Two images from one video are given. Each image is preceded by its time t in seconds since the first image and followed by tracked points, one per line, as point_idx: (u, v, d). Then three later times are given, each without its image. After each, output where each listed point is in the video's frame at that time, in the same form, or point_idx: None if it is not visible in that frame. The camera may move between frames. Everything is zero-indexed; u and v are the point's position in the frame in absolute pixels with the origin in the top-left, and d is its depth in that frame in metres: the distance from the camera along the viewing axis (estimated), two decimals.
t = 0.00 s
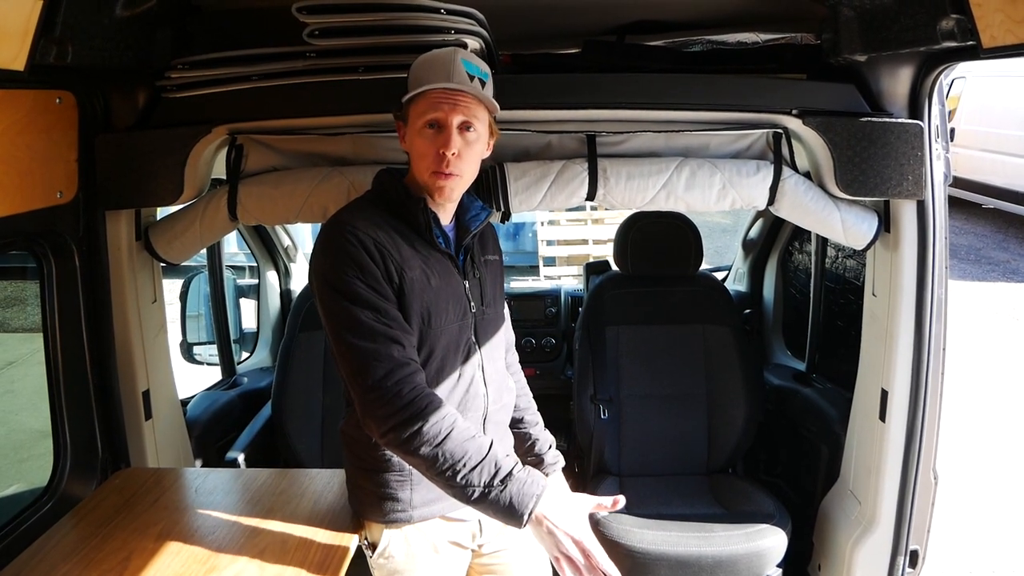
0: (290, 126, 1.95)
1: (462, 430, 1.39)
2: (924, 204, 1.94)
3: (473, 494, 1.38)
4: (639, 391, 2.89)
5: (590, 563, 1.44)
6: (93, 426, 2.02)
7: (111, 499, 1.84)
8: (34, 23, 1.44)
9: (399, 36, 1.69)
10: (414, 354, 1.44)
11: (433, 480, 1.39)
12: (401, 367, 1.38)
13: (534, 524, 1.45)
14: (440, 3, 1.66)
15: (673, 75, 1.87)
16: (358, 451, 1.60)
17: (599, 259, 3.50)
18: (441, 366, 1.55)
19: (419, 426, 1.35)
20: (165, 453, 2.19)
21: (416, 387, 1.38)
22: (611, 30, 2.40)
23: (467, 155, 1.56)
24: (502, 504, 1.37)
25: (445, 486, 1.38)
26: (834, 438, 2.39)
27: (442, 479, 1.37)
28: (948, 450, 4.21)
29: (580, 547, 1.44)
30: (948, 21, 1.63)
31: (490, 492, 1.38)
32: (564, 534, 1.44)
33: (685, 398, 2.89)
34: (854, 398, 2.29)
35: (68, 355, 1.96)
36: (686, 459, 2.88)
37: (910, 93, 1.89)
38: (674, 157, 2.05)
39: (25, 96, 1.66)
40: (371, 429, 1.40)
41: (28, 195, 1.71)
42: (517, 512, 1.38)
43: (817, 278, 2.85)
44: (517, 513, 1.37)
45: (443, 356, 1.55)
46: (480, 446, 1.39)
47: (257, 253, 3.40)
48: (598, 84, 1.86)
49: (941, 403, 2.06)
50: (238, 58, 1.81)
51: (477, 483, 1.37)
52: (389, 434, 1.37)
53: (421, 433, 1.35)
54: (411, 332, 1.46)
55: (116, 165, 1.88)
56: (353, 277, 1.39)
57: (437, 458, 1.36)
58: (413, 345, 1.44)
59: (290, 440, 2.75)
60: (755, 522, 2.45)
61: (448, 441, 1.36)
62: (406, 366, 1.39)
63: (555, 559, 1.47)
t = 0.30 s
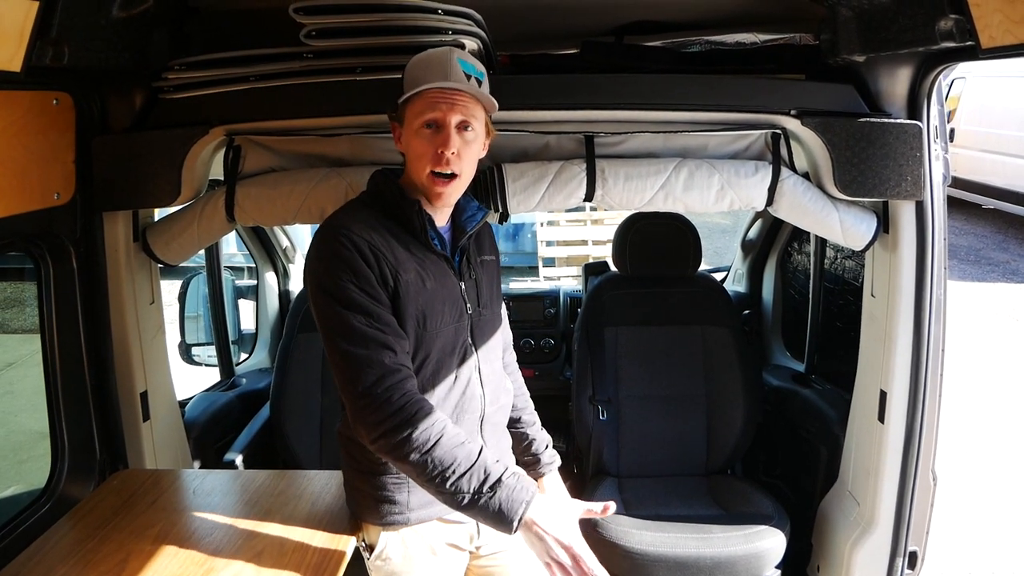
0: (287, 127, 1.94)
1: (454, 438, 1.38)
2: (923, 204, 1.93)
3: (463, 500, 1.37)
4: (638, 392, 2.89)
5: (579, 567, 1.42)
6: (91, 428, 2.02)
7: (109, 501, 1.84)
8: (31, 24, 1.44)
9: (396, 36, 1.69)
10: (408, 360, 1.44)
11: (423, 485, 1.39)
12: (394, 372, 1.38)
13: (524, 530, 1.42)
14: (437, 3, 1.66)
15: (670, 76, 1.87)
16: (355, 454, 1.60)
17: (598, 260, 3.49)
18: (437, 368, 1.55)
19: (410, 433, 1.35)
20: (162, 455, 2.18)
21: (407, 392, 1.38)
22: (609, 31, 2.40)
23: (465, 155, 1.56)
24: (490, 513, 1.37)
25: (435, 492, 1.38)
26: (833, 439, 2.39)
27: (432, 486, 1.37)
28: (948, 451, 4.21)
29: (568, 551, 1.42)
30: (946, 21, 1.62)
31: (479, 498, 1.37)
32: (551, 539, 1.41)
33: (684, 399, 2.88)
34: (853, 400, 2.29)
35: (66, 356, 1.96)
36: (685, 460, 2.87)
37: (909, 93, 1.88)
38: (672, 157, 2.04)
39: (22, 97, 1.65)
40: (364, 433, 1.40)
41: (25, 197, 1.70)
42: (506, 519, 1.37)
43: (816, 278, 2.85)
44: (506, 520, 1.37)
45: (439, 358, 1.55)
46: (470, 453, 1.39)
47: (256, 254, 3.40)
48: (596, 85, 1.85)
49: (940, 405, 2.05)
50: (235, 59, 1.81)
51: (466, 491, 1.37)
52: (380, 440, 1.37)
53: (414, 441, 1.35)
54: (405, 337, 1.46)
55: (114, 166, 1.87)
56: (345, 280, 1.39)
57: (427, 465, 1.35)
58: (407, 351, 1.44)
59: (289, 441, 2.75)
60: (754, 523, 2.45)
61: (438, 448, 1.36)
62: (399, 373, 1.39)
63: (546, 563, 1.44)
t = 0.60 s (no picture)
0: (284, 126, 1.94)
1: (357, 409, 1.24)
2: (921, 204, 1.93)
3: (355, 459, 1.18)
4: (636, 391, 2.89)
5: (457, 466, 1.12)
6: (87, 428, 2.01)
7: (104, 501, 1.83)
8: (25, 24, 1.43)
9: (393, 35, 1.68)
10: (341, 364, 1.37)
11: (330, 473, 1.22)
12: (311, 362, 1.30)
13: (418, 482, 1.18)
14: (434, 2, 1.66)
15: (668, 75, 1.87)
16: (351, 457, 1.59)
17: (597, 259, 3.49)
18: (432, 369, 1.54)
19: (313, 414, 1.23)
20: (159, 455, 2.17)
21: (314, 380, 1.28)
22: (607, 30, 2.39)
23: (469, 154, 1.55)
24: (390, 464, 1.16)
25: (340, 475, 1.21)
26: (831, 439, 2.39)
27: (335, 470, 1.20)
28: (946, 451, 4.21)
29: (440, 465, 1.13)
30: (944, 21, 1.62)
31: (374, 455, 1.17)
32: (428, 466, 1.14)
33: (682, 398, 2.88)
34: (851, 400, 2.29)
35: (61, 356, 1.95)
36: (683, 460, 2.87)
37: (907, 93, 1.87)
38: (670, 157, 2.04)
39: (16, 96, 1.65)
40: (274, 435, 1.29)
41: (21, 196, 1.70)
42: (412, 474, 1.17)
43: (814, 278, 2.84)
44: (400, 463, 1.16)
45: (433, 360, 1.55)
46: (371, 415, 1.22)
47: (253, 254, 3.40)
48: (593, 84, 1.85)
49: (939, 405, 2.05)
50: (231, 58, 1.80)
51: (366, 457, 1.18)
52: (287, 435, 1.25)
53: (305, 418, 1.22)
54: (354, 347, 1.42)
55: (109, 165, 1.87)
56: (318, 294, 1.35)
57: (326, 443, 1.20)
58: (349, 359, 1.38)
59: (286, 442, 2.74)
60: (752, 523, 2.44)
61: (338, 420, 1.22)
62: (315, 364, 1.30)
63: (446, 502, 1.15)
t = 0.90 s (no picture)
0: (281, 127, 1.94)
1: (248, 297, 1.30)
2: (918, 205, 1.93)
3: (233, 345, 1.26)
4: (635, 392, 2.89)
5: (355, 225, 1.18)
6: (84, 429, 2.01)
7: (102, 502, 1.83)
8: (22, 25, 1.43)
9: (391, 36, 1.68)
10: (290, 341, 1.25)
11: (235, 371, 1.29)
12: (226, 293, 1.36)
13: (313, 285, 1.20)
14: (432, 3, 1.66)
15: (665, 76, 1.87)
16: (347, 458, 1.59)
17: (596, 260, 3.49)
18: (427, 369, 1.54)
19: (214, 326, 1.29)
20: (156, 456, 2.17)
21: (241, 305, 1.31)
22: (605, 31, 2.40)
23: (457, 157, 1.55)
24: (246, 336, 1.23)
25: (241, 365, 1.27)
26: (829, 439, 2.39)
27: (237, 360, 1.27)
28: (945, 451, 4.21)
29: (334, 233, 1.17)
30: (942, 21, 1.62)
31: (250, 320, 1.23)
32: (320, 239, 1.16)
33: (680, 399, 2.88)
34: (849, 401, 2.29)
35: (59, 357, 1.95)
36: (682, 461, 2.87)
37: (906, 93, 1.87)
38: (668, 158, 2.04)
39: (14, 98, 1.65)
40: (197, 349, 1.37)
41: (18, 198, 1.70)
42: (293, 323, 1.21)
43: (813, 278, 2.84)
44: (249, 337, 1.23)
45: (428, 360, 1.54)
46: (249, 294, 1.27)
47: (251, 254, 3.35)
48: (591, 85, 1.85)
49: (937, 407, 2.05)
50: (229, 59, 1.80)
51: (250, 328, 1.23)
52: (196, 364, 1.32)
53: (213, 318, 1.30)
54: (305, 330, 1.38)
55: (107, 166, 1.87)
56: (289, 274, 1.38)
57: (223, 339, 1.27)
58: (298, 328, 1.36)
59: (285, 442, 2.74)
60: (750, 523, 2.44)
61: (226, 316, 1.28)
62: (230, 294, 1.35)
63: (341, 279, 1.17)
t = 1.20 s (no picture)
0: (280, 127, 1.94)
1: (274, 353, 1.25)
2: (918, 205, 1.93)
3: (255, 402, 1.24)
4: (635, 392, 2.89)
5: (351, 293, 1.12)
6: (84, 429, 2.01)
7: (101, 502, 1.83)
8: (21, 25, 1.43)
9: (390, 37, 1.69)
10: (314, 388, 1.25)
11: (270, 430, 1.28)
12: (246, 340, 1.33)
13: (322, 354, 1.15)
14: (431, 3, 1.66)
15: (664, 77, 1.87)
16: (348, 461, 1.58)
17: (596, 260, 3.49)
18: (426, 370, 1.54)
19: (242, 386, 1.25)
20: (156, 457, 2.17)
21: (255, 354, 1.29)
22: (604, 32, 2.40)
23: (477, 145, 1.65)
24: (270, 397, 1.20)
25: (276, 426, 1.25)
26: (829, 440, 2.39)
27: (271, 420, 1.24)
28: (945, 452, 4.21)
29: (333, 305, 1.11)
30: (941, 22, 1.62)
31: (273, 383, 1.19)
32: (320, 315, 1.11)
33: (680, 399, 2.88)
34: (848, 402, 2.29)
35: (58, 357, 1.95)
36: (681, 461, 2.87)
37: (904, 94, 1.87)
38: (667, 158, 2.03)
39: (13, 99, 1.66)
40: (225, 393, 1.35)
41: (17, 198, 1.70)
42: (325, 385, 1.17)
43: (812, 279, 2.84)
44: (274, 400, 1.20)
45: (427, 360, 1.55)
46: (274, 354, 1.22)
47: (250, 254, 3.38)
48: (590, 86, 1.85)
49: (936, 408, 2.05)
50: (228, 60, 1.80)
51: (280, 391, 1.19)
52: (228, 421, 1.29)
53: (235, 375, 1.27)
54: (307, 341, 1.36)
55: (106, 167, 1.87)
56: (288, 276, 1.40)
57: (252, 400, 1.23)
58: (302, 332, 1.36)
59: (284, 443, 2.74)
60: (749, 524, 2.44)
61: (254, 376, 1.23)
62: (252, 341, 1.32)
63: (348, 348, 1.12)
